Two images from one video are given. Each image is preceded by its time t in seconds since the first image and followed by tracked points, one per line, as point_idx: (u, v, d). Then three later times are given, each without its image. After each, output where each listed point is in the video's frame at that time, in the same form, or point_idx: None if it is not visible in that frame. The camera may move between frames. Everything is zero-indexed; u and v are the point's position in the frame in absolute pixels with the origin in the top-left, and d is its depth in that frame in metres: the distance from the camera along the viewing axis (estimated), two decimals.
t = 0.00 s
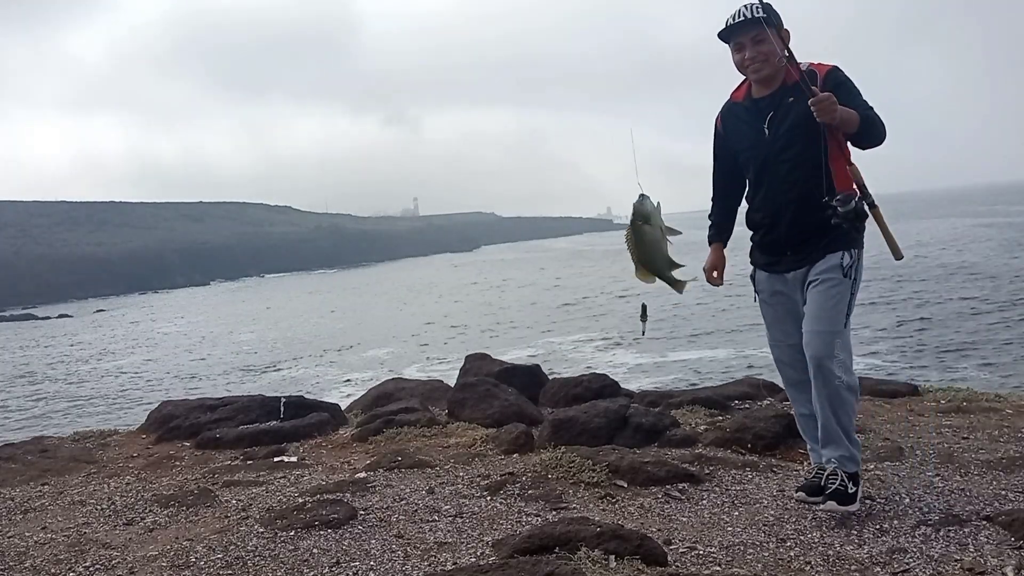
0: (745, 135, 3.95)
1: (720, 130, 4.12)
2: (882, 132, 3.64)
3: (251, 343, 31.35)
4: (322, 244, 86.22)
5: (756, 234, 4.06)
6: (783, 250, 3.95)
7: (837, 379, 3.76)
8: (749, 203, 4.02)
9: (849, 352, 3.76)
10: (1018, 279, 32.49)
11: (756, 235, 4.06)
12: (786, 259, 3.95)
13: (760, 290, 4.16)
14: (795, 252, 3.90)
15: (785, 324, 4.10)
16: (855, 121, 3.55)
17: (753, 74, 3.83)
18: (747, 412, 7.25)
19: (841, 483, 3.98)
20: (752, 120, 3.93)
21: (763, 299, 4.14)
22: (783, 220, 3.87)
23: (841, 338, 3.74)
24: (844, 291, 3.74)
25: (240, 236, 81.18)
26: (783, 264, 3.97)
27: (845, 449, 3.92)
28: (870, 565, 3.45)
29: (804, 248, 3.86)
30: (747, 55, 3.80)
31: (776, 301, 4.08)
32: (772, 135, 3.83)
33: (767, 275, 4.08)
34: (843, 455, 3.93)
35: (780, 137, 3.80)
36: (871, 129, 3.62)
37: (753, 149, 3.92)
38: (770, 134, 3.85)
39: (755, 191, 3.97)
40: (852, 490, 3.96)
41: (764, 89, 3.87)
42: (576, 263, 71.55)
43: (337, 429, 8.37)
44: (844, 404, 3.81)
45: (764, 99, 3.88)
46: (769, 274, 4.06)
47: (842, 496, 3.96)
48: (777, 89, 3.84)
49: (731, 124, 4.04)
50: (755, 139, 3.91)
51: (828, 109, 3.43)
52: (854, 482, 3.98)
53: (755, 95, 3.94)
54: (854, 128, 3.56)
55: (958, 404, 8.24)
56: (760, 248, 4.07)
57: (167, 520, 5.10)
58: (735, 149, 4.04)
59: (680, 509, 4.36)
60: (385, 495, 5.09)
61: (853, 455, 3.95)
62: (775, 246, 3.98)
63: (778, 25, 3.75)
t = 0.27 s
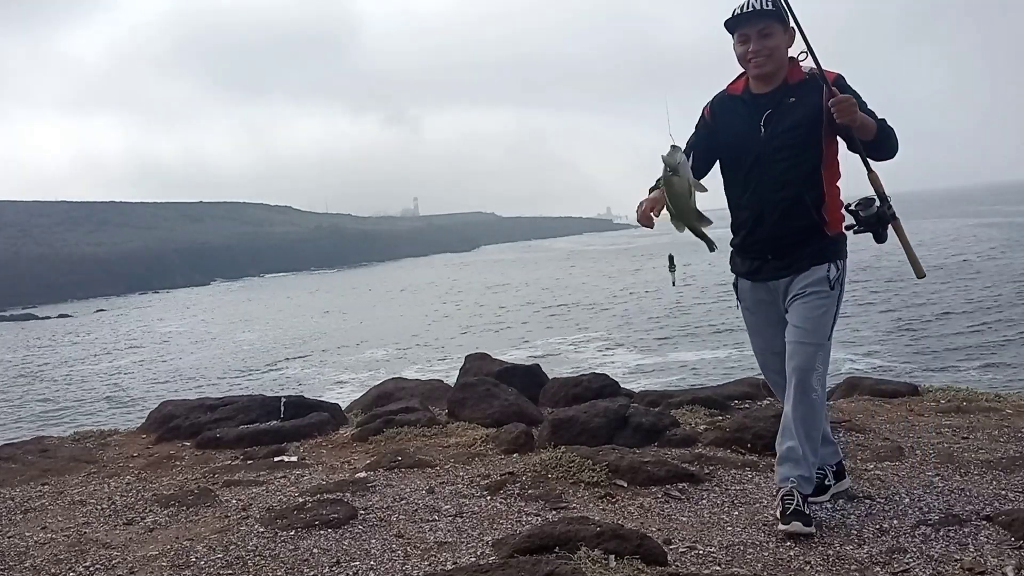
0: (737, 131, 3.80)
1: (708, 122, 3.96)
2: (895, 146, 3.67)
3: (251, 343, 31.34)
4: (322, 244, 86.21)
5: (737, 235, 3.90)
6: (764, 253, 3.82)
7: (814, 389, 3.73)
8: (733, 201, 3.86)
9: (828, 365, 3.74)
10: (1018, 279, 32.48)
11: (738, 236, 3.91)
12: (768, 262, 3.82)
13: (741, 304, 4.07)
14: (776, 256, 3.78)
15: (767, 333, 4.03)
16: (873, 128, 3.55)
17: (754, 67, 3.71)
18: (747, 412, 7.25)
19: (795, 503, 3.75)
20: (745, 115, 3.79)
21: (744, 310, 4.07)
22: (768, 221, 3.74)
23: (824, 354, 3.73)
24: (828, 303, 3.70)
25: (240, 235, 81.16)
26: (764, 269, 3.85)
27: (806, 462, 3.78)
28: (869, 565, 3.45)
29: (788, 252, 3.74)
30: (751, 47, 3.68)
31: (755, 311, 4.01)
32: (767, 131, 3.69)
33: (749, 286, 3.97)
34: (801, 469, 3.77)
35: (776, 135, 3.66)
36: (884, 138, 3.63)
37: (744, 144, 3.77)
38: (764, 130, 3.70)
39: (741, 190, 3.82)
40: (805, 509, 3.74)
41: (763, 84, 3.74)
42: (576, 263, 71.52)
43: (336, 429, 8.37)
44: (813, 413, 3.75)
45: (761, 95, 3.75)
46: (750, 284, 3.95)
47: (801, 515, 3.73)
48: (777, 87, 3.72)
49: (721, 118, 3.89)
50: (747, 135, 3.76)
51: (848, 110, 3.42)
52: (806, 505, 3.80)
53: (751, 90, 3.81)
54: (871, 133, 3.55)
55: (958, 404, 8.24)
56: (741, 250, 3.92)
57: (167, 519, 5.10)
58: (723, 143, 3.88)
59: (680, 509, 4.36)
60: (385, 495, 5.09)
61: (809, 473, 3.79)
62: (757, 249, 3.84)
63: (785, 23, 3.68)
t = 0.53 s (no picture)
0: (734, 115, 3.73)
1: (698, 101, 3.84)
2: (897, 144, 3.77)
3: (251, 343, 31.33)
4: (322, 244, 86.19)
5: (725, 222, 3.79)
6: (755, 242, 3.74)
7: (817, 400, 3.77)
8: (724, 185, 3.75)
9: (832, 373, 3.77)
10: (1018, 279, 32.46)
11: (725, 223, 3.80)
12: (759, 252, 3.73)
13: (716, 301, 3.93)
14: (769, 246, 3.71)
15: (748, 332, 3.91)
16: (882, 124, 3.64)
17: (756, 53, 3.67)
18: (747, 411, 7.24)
19: (795, 507, 3.72)
20: (743, 100, 3.72)
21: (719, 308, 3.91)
22: (765, 210, 3.66)
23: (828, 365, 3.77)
24: (824, 306, 3.70)
25: (239, 235, 81.13)
26: (754, 260, 3.76)
27: (808, 466, 3.79)
28: (869, 565, 3.45)
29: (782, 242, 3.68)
30: (755, 30, 3.63)
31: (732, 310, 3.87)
32: (769, 118, 3.64)
33: (732, 281, 3.86)
34: (805, 473, 3.78)
35: (779, 122, 3.62)
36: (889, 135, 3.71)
37: (742, 129, 3.70)
38: (766, 116, 3.65)
39: (734, 175, 3.73)
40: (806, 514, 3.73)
41: (763, 70, 3.70)
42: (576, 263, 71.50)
43: (337, 429, 8.36)
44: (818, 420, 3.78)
45: (761, 81, 3.71)
46: (734, 279, 3.84)
47: (802, 521, 3.71)
48: (776, 75, 3.69)
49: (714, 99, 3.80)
50: (747, 120, 3.69)
51: (860, 102, 3.49)
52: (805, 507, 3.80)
53: (748, 75, 3.75)
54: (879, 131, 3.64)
55: (958, 404, 8.23)
56: (727, 239, 3.82)
57: (167, 519, 5.10)
58: (717, 126, 3.78)
59: (680, 510, 4.36)
60: (385, 495, 5.09)
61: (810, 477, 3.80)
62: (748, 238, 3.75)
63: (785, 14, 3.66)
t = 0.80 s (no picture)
0: (734, 106, 3.65)
1: (695, 83, 3.68)
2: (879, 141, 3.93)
3: (251, 343, 31.32)
4: (322, 245, 86.20)
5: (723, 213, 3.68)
6: (756, 233, 3.65)
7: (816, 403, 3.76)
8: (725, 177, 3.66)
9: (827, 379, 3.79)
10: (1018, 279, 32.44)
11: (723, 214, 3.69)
12: (759, 243, 3.66)
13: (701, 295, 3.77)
14: (770, 238, 3.65)
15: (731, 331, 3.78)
16: (868, 124, 3.79)
17: (752, 47, 3.62)
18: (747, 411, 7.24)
19: (794, 508, 3.75)
20: (742, 91, 3.66)
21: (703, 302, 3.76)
22: (766, 202, 3.62)
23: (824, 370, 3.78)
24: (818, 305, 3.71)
25: (240, 235, 81.07)
26: (755, 252, 3.66)
27: (807, 469, 3.79)
28: (869, 565, 3.45)
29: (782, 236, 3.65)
30: (753, 23, 3.58)
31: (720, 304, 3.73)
32: (770, 111, 3.62)
33: (720, 275, 3.72)
34: (804, 475, 3.78)
35: (780, 114, 3.61)
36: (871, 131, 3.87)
37: (743, 121, 3.64)
38: (765, 110, 3.62)
39: (735, 167, 3.65)
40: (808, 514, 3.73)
41: (756, 64, 3.66)
42: (576, 263, 71.45)
43: (337, 429, 8.36)
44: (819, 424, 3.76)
45: (756, 73, 3.68)
46: (725, 272, 3.71)
47: (803, 521, 3.71)
48: (771, 69, 3.68)
49: (711, 86, 3.68)
50: (747, 111, 3.64)
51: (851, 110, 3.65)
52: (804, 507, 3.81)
53: (742, 66, 3.69)
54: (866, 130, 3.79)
55: (958, 404, 8.23)
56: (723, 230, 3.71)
57: (167, 519, 5.10)
58: (716, 114, 3.67)
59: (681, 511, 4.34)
60: (386, 495, 5.09)
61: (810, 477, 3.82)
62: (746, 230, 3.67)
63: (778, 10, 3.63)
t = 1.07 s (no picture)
0: (721, 109, 3.60)
1: (681, 87, 3.63)
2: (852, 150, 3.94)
3: (251, 343, 31.33)
4: (322, 245, 86.19)
5: (711, 217, 3.63)
6: (743, 237, 3.61)
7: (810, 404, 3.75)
8: (713, 180, 3.60)
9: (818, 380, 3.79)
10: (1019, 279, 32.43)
11: (710, 218, 3.64)
12: (748, 247, 3.62)
13: (693, 303, 3.75)
14: (757, 242, 3.61)
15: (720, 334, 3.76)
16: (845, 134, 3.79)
17: (737, 51, 3.59)
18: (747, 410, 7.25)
19: (795, 508, 3.74)
20: (727, 95, 3.61)
21: (696, 309, 3.74)
22: (754, 206, 3.57)
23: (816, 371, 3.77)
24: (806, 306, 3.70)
25: (240, 235, 81.07)
26: (742, 257, 3.63)
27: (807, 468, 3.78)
28: (869, 565, 3.45)
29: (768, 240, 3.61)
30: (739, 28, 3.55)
31: (713, 310, 3.73)
32: (756, 114, 3.58)
33: (711, 281, 3.70)
34: (804, 474, 3.78)
35: (764, 119, 3.58)
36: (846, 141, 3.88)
37: (729, 124, 3.59)
38: (750, 114, 3.58)
39: (722, 170, 3.58)
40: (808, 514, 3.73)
41: (741, 68, 3.62)
42: (576, 263, 71.44)
43: (337, 429, 8.36)
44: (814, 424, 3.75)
45: (741, 76, 3.64)
46: (714, 276, 3.69)
47: (803, 522, 3.71)
48: (755, 73, 3.65)
49: (696, 91, 3.64)
50: (734, 114, 3.59)
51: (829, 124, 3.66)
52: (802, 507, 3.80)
53: (725, 70, 3.65)
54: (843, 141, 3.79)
55: (958, 404, 8.23)
56: (711, 236, 3.66)
57: (167, 519, 5.10)
58: (702, 118, 3.63)
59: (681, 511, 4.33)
60: (385, 495, 5.08)
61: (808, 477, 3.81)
62: (734, 235, 3.62)
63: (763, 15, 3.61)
